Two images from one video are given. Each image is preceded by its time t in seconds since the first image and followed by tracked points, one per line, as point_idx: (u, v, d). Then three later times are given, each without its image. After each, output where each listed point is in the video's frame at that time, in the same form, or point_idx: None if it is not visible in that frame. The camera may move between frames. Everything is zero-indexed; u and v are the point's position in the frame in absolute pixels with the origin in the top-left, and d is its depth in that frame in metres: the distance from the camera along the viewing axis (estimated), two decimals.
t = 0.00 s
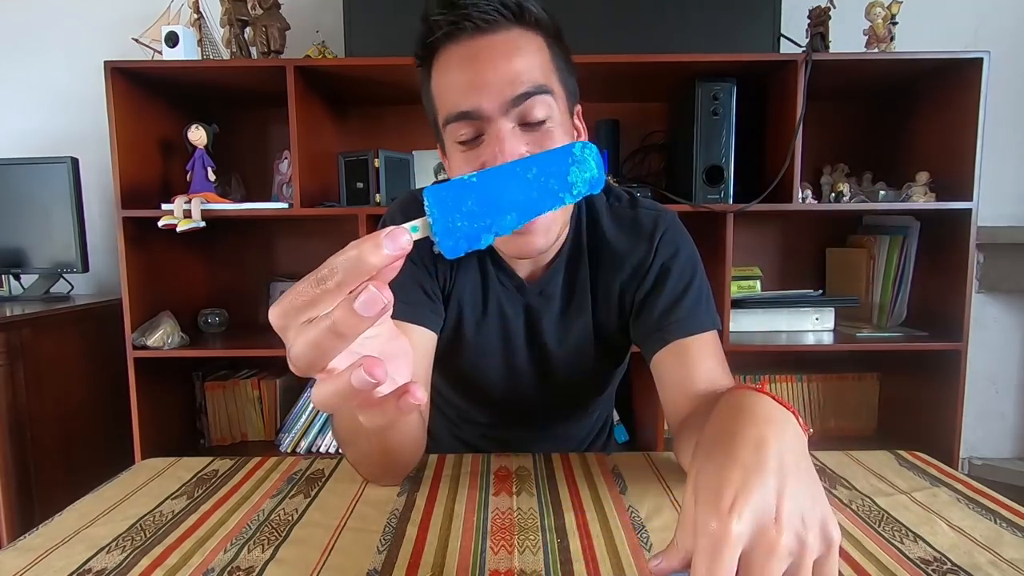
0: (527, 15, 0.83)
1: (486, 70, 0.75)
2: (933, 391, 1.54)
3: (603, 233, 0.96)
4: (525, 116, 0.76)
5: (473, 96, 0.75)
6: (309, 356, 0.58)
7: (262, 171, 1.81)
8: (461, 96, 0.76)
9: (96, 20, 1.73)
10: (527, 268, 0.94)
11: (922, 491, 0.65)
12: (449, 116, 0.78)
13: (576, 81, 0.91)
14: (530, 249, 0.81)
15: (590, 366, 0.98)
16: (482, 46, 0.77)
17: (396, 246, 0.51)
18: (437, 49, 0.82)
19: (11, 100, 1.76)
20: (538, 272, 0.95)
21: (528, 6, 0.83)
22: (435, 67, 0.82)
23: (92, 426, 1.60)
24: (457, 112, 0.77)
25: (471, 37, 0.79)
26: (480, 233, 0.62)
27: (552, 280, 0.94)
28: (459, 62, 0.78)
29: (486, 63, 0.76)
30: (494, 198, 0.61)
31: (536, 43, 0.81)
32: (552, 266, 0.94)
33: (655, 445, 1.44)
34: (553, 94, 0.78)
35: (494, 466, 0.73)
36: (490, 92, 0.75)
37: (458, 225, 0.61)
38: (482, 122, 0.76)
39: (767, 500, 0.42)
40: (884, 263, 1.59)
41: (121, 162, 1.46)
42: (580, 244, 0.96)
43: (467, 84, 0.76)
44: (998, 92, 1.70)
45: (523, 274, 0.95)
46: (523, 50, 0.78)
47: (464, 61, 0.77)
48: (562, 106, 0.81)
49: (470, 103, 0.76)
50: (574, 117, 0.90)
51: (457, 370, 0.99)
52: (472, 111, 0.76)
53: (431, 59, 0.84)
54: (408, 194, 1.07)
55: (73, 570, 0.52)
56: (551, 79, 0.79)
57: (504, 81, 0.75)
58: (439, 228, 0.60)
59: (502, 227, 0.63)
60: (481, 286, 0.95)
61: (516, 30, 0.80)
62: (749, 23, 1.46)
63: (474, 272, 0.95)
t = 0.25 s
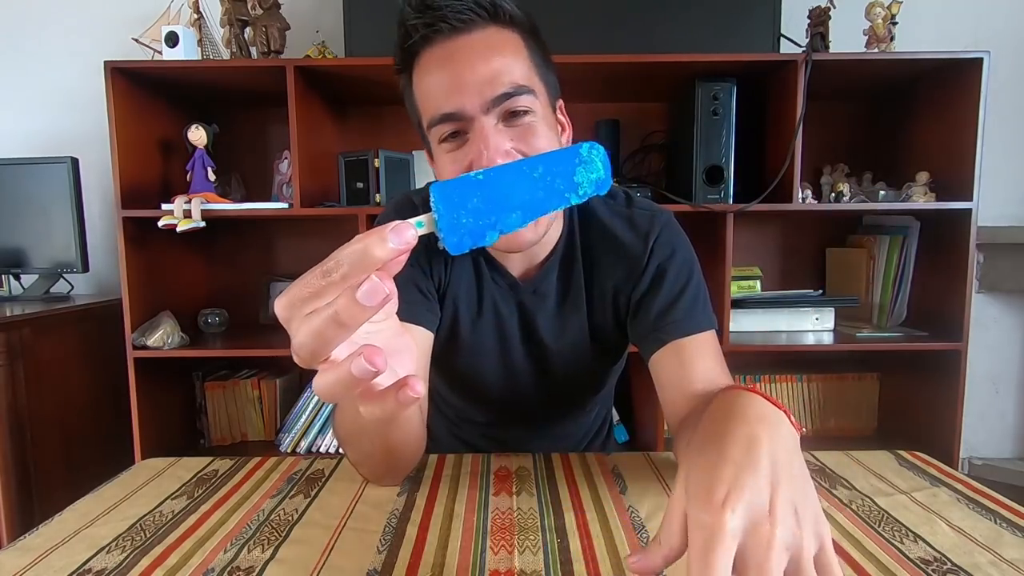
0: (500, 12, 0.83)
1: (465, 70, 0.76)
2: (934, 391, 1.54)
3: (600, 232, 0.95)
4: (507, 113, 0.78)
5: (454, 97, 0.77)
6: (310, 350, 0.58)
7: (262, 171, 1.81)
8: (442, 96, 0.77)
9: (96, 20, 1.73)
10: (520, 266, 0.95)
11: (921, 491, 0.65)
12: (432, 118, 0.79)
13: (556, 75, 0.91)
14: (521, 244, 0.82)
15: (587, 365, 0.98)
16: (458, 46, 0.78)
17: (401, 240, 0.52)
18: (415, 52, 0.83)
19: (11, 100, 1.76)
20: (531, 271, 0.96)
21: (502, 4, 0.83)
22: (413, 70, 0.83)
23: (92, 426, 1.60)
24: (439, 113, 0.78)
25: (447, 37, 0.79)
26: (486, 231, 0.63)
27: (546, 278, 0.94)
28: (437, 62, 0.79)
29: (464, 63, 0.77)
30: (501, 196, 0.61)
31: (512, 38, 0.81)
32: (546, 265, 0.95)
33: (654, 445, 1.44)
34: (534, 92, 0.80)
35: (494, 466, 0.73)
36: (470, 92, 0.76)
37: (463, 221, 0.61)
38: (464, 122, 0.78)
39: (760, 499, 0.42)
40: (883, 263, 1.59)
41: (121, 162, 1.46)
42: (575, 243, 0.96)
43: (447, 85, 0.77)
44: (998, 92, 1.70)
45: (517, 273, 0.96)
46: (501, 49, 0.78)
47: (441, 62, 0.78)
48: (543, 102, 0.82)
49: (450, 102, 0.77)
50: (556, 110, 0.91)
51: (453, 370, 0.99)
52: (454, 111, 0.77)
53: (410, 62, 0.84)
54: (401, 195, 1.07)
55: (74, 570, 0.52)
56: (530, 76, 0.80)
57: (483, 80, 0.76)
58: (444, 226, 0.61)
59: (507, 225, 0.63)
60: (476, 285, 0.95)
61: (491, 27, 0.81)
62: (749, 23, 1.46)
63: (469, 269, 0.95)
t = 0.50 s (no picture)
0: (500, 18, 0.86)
1: (468, 62, 0.78)
2: (934, 391, 1.54)
3: (592, 233, 0.96)
4: (509, 105, 0.78)
5: (458, 87, 0.77)
6: (365, 315, 0.53)
7: (262, 171, 1.81)
8: (442, 90, 0.79)
9: (97, 20, 1.73)
10: (510, 265, 0.96)
11: (921, 491, 0.65)
12: (431, 112, 0.80)
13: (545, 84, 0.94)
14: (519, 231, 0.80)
15: (581, 362, 0.97)
16: (461, 41, 0.80)
17: (449, 208, 0.52)
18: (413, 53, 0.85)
19: (11, 100, 1.76)
20: (521, 270, 0.97)
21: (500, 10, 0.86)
22: (411, 70, 0.85)
23: (92, 426, 1.60)
24: (443, 103, 0.78)
25: (450, 33, 0.81)
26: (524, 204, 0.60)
27: (537, 275, 0.95)
28: (439, 56, 0.80)
29: (467, 56, 0.78)
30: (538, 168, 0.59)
31: (512, 40, 0.84)
32: (537, 261, 0.95)
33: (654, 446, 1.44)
34: (531, 86, 0.81)
35: (494, 466, 0.73)
36: (473, 83, 0.77)
37: (507, 195, 0.58)
38: (467, 112, 0.78)
39: (617, 423, 0.41)
40: (883, 263, 1.59)
41: (121, 162, 1.46)
42: (565, 242, 0.96)
43: (445, 79, 0.78)
44: (998, 92, 1.70)
45: (507, 272, 0.97)
46: (497, 45, 0.80)
47: (444, 55, 0.79)
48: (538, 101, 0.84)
49: (455, 92, 0.77)
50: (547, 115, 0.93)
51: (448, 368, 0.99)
52: (457, 100, 0.78)
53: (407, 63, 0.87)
54: (392, 200, 1.07)
55: (74, 570, 0.52)
56: (528, 74, 0.82)
57: (486, 73, 0.77)
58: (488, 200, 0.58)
59: (544, 198, 0.61)
60: (468, 284, 0.97)
61: (492, 27, 0.83)
62: (749, 23, 1.46)
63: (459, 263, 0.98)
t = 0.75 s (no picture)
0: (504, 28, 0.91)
1: (477, 50, 0.79)
2: (934, 391, 1.54)
3: (578, 230, 0.96)
4: (512, 94, 0.79)
5: (467, 72, 0.78)
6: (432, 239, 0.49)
7: (262, 170, 1.81)
8: (442, 78, 0.80)
9: (97, 20, 1.73)
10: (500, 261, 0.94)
11: (921, 491, 0.65)
12: (435, 100, 0.81)
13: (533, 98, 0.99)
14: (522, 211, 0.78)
15: (573, 355, 0.96)
16: (470, 33, 0.82)
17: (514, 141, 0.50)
18: (415, 49, 0.87)
19: (11, 100, 1.77)
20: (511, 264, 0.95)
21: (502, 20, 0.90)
22: (413, 65, 0.86)
23: (92, 426, 1.60)
24: (451, 85, 0.79)
25: (459, 26, 0.83)
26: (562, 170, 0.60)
27: (525, 269, 0.94)
28: (448, 45, 0.81)
29: (476, 46, 0.80)
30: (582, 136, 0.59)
31: (515, 45, 0.87)
32: (525, 259, 0.95)
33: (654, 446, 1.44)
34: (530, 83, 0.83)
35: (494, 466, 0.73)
36: (482, 69, 0.78)
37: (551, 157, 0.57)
38: (475, 95, 0.78)
39: (514, 479, 0.40)
40: (883, 263, 1.59)
41: (121, 162, 1.46)
42: (553, 239, 0.96)
43: (453, 63, 0.79)
44: (998, 91, 1.70)
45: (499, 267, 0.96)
46: (497, 37, 0.82)
47: (452, 44, 0.81)
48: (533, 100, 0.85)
49: (465, 76, 0.78)
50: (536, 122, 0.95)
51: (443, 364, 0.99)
52: (467, 83, 0.78)
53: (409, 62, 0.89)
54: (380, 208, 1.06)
55: (73, 570, 0.52)
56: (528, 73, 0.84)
57: (495, 60, 0.79)
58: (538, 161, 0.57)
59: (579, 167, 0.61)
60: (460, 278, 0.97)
61: (498, 29, 0.86)
62: (749, 23, 1.46)
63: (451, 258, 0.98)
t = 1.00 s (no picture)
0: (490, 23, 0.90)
1: (463, 48, 0.80)
2: (934, 391, 1.54)
3: (557, 219, 0.95)
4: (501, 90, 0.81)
5: (456, 70, 0.79)
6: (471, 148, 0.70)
7: (262, 170, 1.81)
8: (430, 76, 0.81)
9: (97, 20, 1.73)
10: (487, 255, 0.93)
11: (922, 491, 0.65)
12: (423, 99, 0.82)
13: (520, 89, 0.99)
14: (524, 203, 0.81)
15: (563, 347, 0.95)
16: (454, 31, 0.82)
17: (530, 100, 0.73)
18: (401, 48, 0.87)
19: (11, 100, 1.77)
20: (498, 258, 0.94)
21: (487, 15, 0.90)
22: (400, 63, 0.87)
23: (92, 426, 1.60)
24: (441, 84, 0.80)
25: (444, 24, 0.84)
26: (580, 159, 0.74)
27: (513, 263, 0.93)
28: (433, 44, 0.82)
29: (462, 44, 0.80)
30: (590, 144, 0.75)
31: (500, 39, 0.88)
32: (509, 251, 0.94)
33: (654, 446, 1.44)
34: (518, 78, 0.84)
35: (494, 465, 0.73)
36: (471, 67, 0.79)
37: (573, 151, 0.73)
38: (465, 93, 0.80)
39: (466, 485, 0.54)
40: (884, 263, 1.59)
41: (121, 162, 1.46)
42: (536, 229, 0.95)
43: (441, 63, 0.80)
44: (998, 91, 1.70)
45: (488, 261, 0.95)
46: (484, 33, 0.83)
47: (437, 44, 0.82)
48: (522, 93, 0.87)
49: (455, 76, 0.79)
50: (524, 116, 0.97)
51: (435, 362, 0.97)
52: (456, 82, 0.79)
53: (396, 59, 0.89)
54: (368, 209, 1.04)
55: (73, 570, 0.52)
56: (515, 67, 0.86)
57: (482, 58, 0.80)
58: (563, 147, 0.76)
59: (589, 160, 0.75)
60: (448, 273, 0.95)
61: (482, 25, 0.87)
62: (749, 23, 1.46)
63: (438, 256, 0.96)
